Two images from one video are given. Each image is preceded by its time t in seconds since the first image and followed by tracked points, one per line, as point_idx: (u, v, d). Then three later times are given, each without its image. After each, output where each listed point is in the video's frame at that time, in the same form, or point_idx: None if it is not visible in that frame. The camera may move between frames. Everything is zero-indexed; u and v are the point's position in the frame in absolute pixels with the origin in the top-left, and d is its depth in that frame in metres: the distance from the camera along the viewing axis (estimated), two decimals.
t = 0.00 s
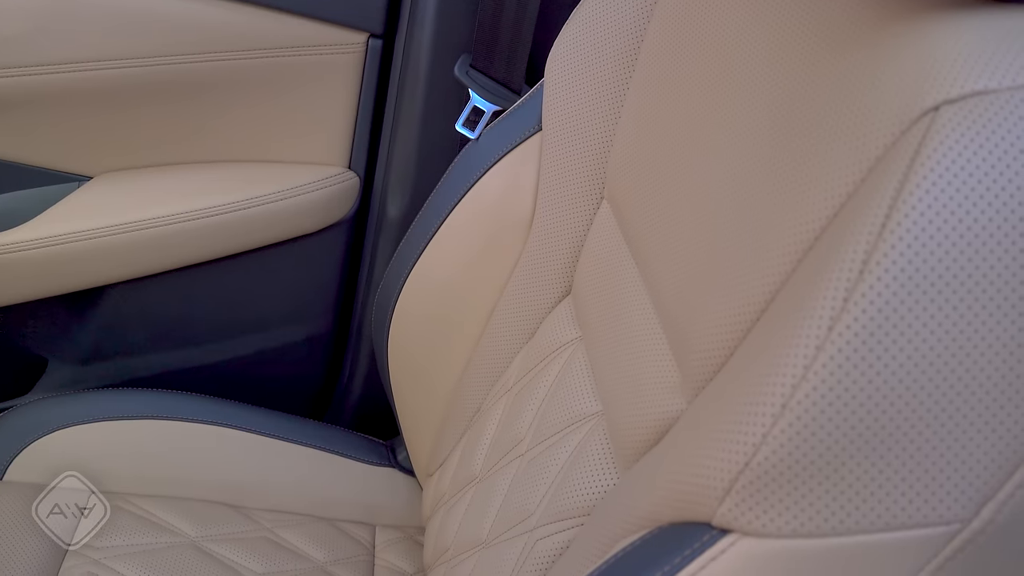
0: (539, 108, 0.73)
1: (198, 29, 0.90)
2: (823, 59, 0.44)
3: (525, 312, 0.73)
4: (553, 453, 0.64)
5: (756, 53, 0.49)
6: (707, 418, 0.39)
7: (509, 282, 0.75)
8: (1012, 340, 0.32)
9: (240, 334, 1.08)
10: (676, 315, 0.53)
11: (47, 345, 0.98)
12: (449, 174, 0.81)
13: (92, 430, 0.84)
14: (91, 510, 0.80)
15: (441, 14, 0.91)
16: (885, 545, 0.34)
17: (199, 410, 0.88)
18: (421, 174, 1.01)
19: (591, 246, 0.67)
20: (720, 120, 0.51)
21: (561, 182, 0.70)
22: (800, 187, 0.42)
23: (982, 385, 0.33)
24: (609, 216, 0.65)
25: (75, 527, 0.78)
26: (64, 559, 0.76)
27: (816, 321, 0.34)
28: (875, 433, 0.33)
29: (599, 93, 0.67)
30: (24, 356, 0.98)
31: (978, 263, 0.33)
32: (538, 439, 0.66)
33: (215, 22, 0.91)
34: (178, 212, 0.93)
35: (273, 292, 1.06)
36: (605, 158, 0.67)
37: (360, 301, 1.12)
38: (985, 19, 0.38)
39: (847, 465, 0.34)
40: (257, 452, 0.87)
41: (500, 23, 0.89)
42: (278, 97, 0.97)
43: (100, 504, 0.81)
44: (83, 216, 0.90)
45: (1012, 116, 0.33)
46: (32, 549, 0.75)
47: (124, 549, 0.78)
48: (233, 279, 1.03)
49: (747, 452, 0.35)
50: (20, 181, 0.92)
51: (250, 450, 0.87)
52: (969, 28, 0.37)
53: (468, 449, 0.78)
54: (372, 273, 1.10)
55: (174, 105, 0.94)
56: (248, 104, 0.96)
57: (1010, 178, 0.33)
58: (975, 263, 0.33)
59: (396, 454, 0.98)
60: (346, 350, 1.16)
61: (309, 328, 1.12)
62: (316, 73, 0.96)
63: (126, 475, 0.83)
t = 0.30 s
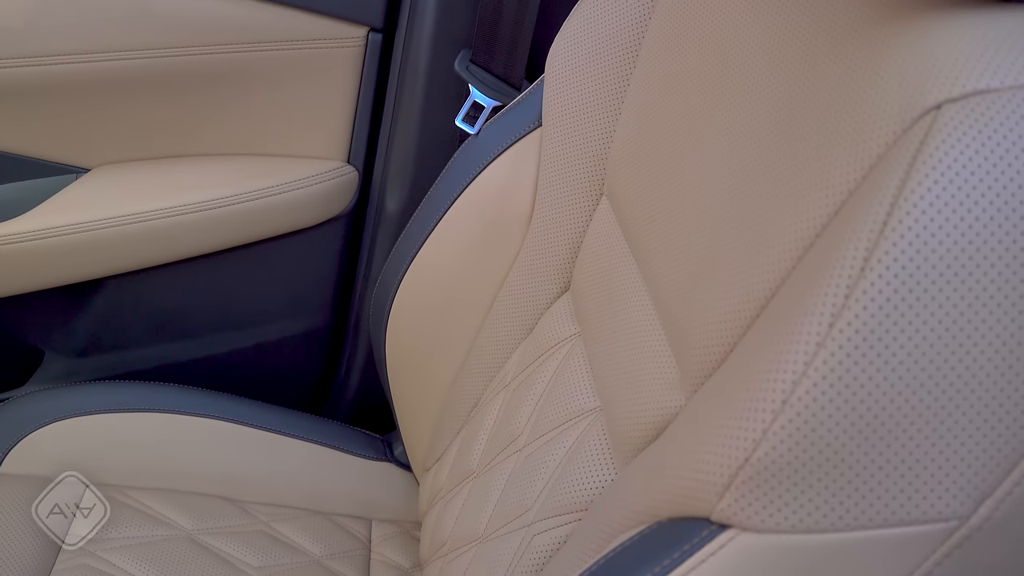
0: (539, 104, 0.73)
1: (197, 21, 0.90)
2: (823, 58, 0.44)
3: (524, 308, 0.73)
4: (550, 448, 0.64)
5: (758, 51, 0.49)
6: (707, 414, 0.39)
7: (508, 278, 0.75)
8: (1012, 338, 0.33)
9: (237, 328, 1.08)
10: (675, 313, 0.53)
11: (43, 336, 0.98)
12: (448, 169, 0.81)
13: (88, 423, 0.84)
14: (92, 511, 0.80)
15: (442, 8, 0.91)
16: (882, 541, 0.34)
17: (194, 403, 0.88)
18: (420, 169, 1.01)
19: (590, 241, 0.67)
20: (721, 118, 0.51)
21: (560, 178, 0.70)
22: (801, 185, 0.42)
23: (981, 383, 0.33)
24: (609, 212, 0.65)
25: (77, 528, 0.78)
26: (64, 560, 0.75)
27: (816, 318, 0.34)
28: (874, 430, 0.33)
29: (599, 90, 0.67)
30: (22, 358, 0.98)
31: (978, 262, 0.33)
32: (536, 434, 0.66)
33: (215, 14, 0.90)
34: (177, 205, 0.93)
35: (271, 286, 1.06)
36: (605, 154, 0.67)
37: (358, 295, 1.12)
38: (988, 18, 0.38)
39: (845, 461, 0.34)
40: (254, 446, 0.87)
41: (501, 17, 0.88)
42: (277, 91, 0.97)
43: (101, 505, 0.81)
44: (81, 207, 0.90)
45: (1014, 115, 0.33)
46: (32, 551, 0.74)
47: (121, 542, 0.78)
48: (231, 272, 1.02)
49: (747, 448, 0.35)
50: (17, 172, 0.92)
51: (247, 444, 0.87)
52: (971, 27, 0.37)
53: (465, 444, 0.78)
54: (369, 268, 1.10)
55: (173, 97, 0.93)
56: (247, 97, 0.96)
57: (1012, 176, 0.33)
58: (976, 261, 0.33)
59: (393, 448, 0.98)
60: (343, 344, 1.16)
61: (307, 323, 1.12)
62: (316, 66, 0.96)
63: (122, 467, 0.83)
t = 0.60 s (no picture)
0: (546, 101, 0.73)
1: (206, 12, 0.90)
2: (833, 59, 0.44)
3: (528, 305, 0.73)
4: (553, 444, 0.64)
5: (767, 50, 0.50)
6: (714, 410, 0.40)
7: (513, 274, 0.75)
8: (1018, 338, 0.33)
9: (239, 320, 1.08)
10: (680, 310, 0.53)
11: (46, 325, 0.98)
12: (453, 165, 0.81)
13: (91, 411, 0.84)
14: (91, 511, 0.79)
15: (450, 4, 0.91)
16: (886, 538, 0.34)
17: (196, 394, 0.88)
18: (425, 164, 1.01)
19: (596, 239, 0.68)
20: (729, 118, 0.51)
21: (566, 174, 0.70)
22: (810, 185, 0.43)
23: (987, 382, 0.33)
24: (615, 211, 0.65)
25: (76, 528, 0.77)
26: (63, 558, 0.74)
27: (825, 315, 0.35)
28: (881, 428, 0.34)
29: (607, 88, 0.68)
30: (17, 348, 0.98)
31: (985, 262, 0.33)
32: (539, 430, 0.67)
33: (223, 6, 0.90)
34: (181, 196, 0.93)
35: (274, 279, 1.06)
36: (612, 152, 0.68)
37: (360, 289, 1.12)
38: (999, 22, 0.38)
39: (851, 459, 0.34)
40: (255, 437, 0.88)
41: (510, 13, 0.89)
42: (283, 84, 0.97)
43: (101, 505, 0.80)
44: (85, 197, 0.90)
45: None
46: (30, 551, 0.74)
47: (122, 531, 0.78)
48: (234, 264, 1.03)
49: (754, 443, 0.35)
50: (21, 161, 0.91)
51: (248, 436, 0.87)
52: (982, 30, 0.38)
53: (467, 439, 0.78)
54: (373, 262, 1.10)
55: (180, 88, 0.93)
56: (254, 89, 0.96)
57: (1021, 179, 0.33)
58: (984, 262, 0.33)
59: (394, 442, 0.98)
60: (345, 338, 1.16)
61: (309, 316, 1.12)
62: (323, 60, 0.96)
63: (123, 456, 0.83)
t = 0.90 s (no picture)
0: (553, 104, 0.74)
1: (215, 12, 0.91)
2: (839, 66, 0.45)
3: (533, 307, 0.74)
4: (557, 445, 0.64)
5: (774, 56, 0.50)
6: (718, 411, 0.40)
7: (518, 275, 0.76)
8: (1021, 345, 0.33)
9: (244, 319, 1.08)
10: (685, 314, 0.53)
11: (52, 321, 0.98)
12: (459, 167, 0.81)
13: (96, 408, 0.84)
14: (92, 511, 0.79)
15: (458, 7, 0.91)
16: (889, 540, 0.34)
17: (201, 392, 0.89)
18: (432, 165, 1.02)
19: (601, 241, 0.68)
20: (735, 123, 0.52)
21: (572, 177, 0.71)
22: (817, 191, 0.43)
23: (989, 388, 0.33)
24: (621, 214, 0.66)
25: (75, 529, 0.77)
26: (65, 558, 0.74)
27: (830, 319, 0.35)
28: (883, 430, 0.34)
29: (614, 92, 0.68)
30: (22, 346, 0.99)
31: (989, 268, 0.33)
32: (542, 431, 0.67)
33: (233, 6, 0.91)
34: (189, 195, 0.94)
35: (280, 278, 1.07)
36: (618, 156, 0.68)
37: (365, 290, 1.12)
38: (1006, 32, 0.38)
39: (854, 461, 0.34)
40: (259, 436, 0.88)
41: (518, 18, 0.90)
42: (291, 84, 0.97)
43: (102, 505, 0.80)
44: (94, 194, 0.91)
45: None
46: (31, 551, 0.73)
47: (125, 527, 0.78)
48: (240, 263, 1.03)
49: (758, 444, 0.36)
50: (29, 158, 0.92)
51: (252, 433, 0.88)
52: (989, 39, 0.38)
53: (470, 440, 0.79)
54: (378, 263, 1.10)
55: (189, 88, 0.94)
56: (262, 89, 0.97)
57: None
58: (987, 269, 0.33)
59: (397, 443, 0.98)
60: (349, 338, 1.17)
61: (314, 316, 1.13)
62: (332, 60, 0.97)
63: (128, 453, 0.84)
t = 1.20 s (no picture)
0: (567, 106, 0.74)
1: (231, 12, 0.91)
2: (856, 72, 0.45)
3: (544, 309, 0.74)
4: (567, 447, 0.65)
5: (790, 61, 0.50)
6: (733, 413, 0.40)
7: (529, 277, 0.76)
8: None
9: (255, 317, 1.09)
10: (698, 316, 0.53)
11: (65, 318, 0.99)
12: (472, 168, 0.81)
13: (107, 405, 0.84)
14: (102, 507, 0.79)
15: (474, 9, 0.91)
16: (904, 545, 0.34)
17: (211, 389, 0.89)
18: (444, 166, 1.02)
19: (614, 244, 0.68)
20: (750, 128, 0.52)
21: (586, 180, 0.71)
22: (833, 195, 0.43)
23: (1006, 393, 0.33)
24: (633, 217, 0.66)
25: (73, 528, 0.76)
26: (66, 559, 0.74)
27: (847, 323, 0.35)
28: (900, 434, 0.34)
29: (628, 95, 0.68)
30: (34, 341, 0.99)
31: (1007, 274, 0.33)
32: (552, 432, 0.67)
33: (248, 6, 0.91)
34: (202, 193, 0.94)
35: (291, 277, 1.07)
36: (632, 159, 0.68)
37: (376, 291, 1.13)
38: None
39: (870, 464, 0.35)
40: (269, 434, 0.88)
41: (532, 22, 0.91)
42: (305, 84, 0.98)
43: (100, 505, 0.79)
44: (108, 192, 0.91)
45: None
46: (32, 549, 0.73)
47: (133, 523, 0.79)
48: (251, 262, 1.03)
49: (774, 446, 0.36)
50: (44, 155, 0.92)
51: (262, 432, 0.88)
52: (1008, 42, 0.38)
53: (479, 440, 0.79)
54: (389, 264, 1.10)
55: (204, 87, 0.94)
56: (276, 89, 0.97)
57: None
58: (1005, 274, 0.33)
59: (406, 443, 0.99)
60: (359, 338, 1.17)
61: (324, 315, 1.13)
62: (346, 61, 0.97)
63: (139, 449, 0.84)
